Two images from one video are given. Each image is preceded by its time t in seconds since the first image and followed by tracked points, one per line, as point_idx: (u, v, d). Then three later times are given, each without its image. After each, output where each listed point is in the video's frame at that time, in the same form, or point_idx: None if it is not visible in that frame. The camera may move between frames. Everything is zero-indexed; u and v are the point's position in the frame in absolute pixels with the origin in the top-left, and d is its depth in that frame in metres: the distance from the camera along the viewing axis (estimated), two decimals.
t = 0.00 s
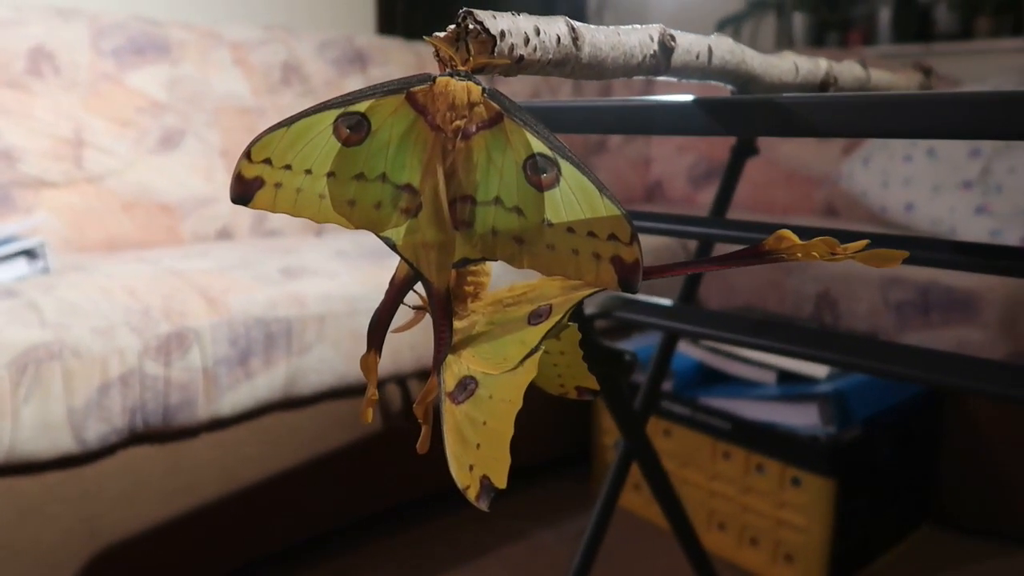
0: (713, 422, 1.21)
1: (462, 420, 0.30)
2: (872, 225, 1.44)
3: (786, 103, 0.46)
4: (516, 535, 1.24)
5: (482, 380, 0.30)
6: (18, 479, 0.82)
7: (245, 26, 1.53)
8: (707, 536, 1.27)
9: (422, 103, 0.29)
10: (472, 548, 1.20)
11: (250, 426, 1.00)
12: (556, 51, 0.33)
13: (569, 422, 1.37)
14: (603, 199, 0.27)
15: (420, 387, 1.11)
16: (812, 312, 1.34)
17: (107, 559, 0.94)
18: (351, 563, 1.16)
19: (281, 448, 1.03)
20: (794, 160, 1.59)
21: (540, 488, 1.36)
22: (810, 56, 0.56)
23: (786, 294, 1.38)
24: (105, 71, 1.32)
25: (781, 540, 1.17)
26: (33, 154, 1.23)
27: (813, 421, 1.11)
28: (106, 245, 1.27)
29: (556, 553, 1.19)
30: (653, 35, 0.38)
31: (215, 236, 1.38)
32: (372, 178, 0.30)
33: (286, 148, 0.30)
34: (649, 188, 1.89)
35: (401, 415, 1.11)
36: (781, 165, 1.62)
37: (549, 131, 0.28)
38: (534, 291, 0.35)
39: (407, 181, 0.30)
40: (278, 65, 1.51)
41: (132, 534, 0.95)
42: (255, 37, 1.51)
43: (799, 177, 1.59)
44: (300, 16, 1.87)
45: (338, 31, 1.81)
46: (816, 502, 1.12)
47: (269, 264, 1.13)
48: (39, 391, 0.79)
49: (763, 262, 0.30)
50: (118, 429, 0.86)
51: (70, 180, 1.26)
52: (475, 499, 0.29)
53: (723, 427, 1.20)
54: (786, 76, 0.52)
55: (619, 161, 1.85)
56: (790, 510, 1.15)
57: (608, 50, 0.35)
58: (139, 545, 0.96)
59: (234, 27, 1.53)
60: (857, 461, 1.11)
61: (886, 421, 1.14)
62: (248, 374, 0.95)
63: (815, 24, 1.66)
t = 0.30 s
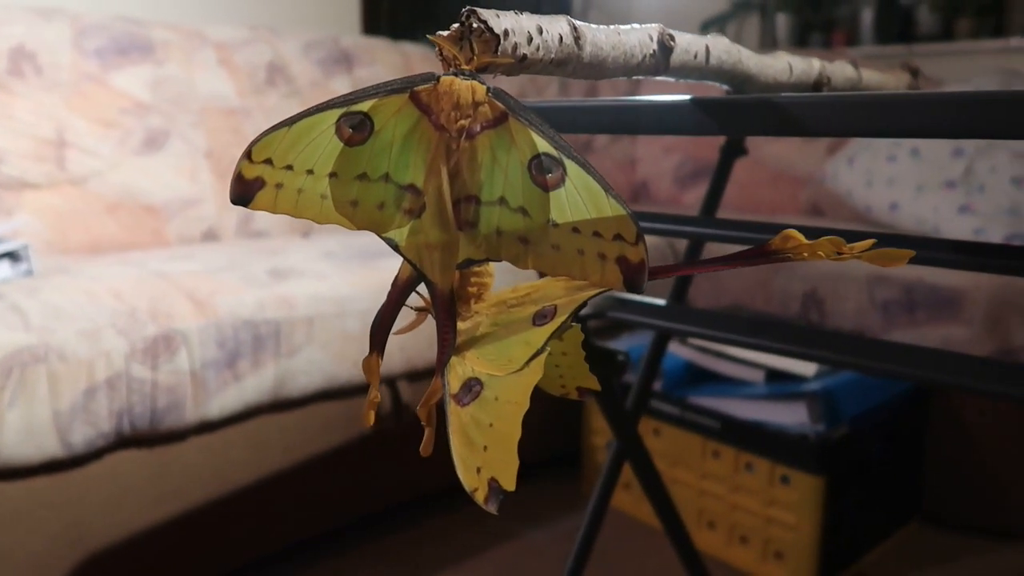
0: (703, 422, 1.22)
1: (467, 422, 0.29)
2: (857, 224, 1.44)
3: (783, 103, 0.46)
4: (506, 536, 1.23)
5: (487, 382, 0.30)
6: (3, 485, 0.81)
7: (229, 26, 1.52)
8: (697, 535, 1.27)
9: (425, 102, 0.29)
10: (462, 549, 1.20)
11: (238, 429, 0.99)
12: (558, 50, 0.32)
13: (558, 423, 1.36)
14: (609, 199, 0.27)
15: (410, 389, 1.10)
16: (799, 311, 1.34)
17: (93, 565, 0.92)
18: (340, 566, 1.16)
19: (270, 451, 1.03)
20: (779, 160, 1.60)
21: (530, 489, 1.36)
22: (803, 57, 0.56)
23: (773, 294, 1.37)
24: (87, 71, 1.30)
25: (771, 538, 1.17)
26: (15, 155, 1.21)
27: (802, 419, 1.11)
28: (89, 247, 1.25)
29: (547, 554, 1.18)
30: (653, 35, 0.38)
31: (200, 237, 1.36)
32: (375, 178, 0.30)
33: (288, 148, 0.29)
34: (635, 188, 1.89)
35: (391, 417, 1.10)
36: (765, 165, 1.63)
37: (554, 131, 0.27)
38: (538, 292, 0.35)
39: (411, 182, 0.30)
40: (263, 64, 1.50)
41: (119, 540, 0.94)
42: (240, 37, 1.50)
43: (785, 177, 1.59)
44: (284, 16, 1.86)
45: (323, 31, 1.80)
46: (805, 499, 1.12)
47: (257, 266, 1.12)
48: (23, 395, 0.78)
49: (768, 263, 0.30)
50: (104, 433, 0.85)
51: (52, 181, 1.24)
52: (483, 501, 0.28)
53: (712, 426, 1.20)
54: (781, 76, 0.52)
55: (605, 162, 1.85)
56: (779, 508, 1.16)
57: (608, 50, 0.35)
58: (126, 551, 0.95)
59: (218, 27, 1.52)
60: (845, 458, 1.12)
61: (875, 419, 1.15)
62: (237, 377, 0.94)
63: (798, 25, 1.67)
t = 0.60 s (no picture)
0: (691, 422, 1.22)
1: (476, 427, 0.29)
2: (840, 224, 1.45)
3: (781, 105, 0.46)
4: (496, 539, 1.23)
5: (495, 387, 0.30)
6: None
7: (211, 27, 1.51)
8: (686, 535, 1.27)
9: (432, 104, 0.28)
10: (451, 553, 1.19)
11: (225, 435, 0.98)
12: (563, 52, 0.32)
13: (546, 425, 1.36)
14: (619, 202, 0.27)
15: (398, 393, 1.09)
16: (785, 311, 1.34)
17: None
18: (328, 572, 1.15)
19: (258, 457, 1.01)
20: (763, 161, 1.61)
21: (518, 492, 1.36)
22: (796, 58, 0.56)
23: (759, 295, 1.37)
24: (67, 72, 1.29)
25: (760, 537, 1.18)
26: None
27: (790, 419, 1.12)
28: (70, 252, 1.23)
29: (537, 556, 1.18)
30: (654, 36, 0.38)
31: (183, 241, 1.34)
32: (381, 181, 0.30)
33: (292, 151, 0.29)
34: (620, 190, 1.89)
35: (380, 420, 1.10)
36: (749, 166, 1.63)
37: (563, 133, 0.27)
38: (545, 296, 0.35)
39: (417, 186, 0.30)
40: (245, 66, 1.49)
41: (106, 550, 0.92)
42: (222, 38, 1.49)
43: (768, 177, 1.60)
44: (266, 17, 1.85)
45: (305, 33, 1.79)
46: (794, 499, 1.13)
47: (242, 269, 1.11)
48: (6, 403, 0.77)
49: (777, 265, 0.30)
50: (89, 441, 0.84)
51: (31, 185, 1.22)
52: (494, 508, 0.28)
53: (700, 427, 1.21)
54: (775, 77, 0.53)
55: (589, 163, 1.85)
56: (768, 507, 1.16)
57: (612, 52, 0.35)
58: (112, 560, 0.94)
59: (200, 28, 1.50)
60: (832, 457, 1.13)
61: (861, 418, 1.16)
62: (223, 382, 0.93)
63: (779, 27, 1.68)
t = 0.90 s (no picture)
0: (676, 421, 1.22)
1: (466, 428, 0.29)
2: (822, 222, 1.47)
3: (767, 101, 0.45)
4: (482, 541, 1.22)
5: (484, 387, 0.29)
6: None
7: (190, 29, 1.49)
8: (673, 534, 1.28)
9: (418, 100, 0.28)
10: (438, 556, 1.19)
11: (208, 440, 0.96)
12: (550, 48, 0.32)
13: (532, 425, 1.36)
14: (608, 198, 0.27)
15: (383, 396, 1.09)
16: (768, 309, 1.34)
17: None
18: None
19: (240, 462, 1.00)
20: (745, 160, 1.62)
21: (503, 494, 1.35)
22: (781, 55, 0.56)
23: (742, 293, 1.37)
24: (43, 74, 1.27)
25: (746, 534, 1.18)
26: None
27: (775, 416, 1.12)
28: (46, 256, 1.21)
29: (524, 557, 1.18)
30: (640, 33, 0.38)
31: (162, 244, 1.32)
32: (367, 180, 0.29)
33: (275, 149, 0.28)
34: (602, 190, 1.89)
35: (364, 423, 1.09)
36: (731, 165, 1.64)
37: (551, 129, 0.27)
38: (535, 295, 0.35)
39: (403, 184, 0.29)
40: (225, 67, 1.47)
41: (88, 558, 0.91)
42: (201, 40, 1.47)
43: (750, 176, 1.61)
44: (245, 19, 1.83)
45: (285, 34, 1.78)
46: (779, 495, 1.13)
47: (223, 273, 1.10)
48: None
49: (768, 261, 0.29)
50: (68, 448, 0.82)
51: (6, 188, 1.19)
52: (485, 509, 0.27)
53: (685, 425, 1.21)
54: (760, 74, 0.53)
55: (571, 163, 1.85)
56: (754, 504, 1.16)
57: (598, 47, 0.35)
58: (91, 570, 0.92)
59: (178, 30, 1.49)
60: (817, 454, 1.13)
61: (844, 414, 1.16)
62: (206, 387, 0.91)
63: (758, 27, 1.70)
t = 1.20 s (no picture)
0: (653, 423, 1.23)
1: (454, 437, 0.28)
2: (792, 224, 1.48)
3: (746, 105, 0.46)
4: (459, 546, 1.22)
5: (472, 395, 0.29)
6: None
7: (158, 30, 1.47)
8: (650, 535, 1.28)
9: (403, 104, 0.27)
10: (415, 562, 1.18)
11: (180, 448, 0.95)
12: (534, 52, 0.32)
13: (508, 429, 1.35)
14: (595, 203, 0.27)
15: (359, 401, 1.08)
16: (741, 311, 1.33)
17: None
18: None
19: (214, 470, 0.99)
20: (716, 162, 1.63)
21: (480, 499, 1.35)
22: (757, 60, 0.57)
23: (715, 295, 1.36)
24: (6, 76, 1.24)
25: (722, 535, 1.19)
26: None
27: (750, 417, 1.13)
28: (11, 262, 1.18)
29: (502, 562, 1.17)
30: (622, 37, 0.38)
31: (131, 249, 1.30)
32: (351, 185, 0.29)
33: (257, 154, 0.28)
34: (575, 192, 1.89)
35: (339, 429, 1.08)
36: (703, 168, 1.66)
37: (538, 134, 0.27)
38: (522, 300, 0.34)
39: (388, 189, 0.29)
40: (194, 69, 1.45)
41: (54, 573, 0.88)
42: (170, 41, 1.45)
43: (722, 179, 1.62)
44: (213, 20, 1.81)
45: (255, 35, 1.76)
46: (755, 496, 1.14)
47: (194, 277, 1.08)
48: None
49: (755, 265, 0.29)
50: (35, 459, 0.80)
51: None
52: (475, 520, 0.27)
53: (662, 427, 1.22)
54: (738, 79, 0.53)
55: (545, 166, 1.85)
56: (730, 505, 1.17)
57: (581, 51, 0.35)
58: None
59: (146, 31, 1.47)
60: (791, 454, 1.14)
61: (818, 414, 1.18)
62: (177, 395, 0.90)
63: (728, 31, 1.71)
